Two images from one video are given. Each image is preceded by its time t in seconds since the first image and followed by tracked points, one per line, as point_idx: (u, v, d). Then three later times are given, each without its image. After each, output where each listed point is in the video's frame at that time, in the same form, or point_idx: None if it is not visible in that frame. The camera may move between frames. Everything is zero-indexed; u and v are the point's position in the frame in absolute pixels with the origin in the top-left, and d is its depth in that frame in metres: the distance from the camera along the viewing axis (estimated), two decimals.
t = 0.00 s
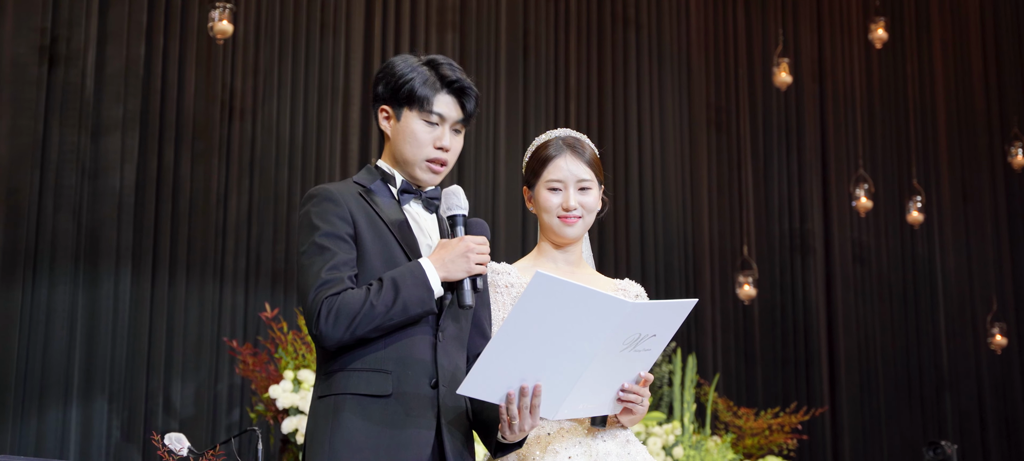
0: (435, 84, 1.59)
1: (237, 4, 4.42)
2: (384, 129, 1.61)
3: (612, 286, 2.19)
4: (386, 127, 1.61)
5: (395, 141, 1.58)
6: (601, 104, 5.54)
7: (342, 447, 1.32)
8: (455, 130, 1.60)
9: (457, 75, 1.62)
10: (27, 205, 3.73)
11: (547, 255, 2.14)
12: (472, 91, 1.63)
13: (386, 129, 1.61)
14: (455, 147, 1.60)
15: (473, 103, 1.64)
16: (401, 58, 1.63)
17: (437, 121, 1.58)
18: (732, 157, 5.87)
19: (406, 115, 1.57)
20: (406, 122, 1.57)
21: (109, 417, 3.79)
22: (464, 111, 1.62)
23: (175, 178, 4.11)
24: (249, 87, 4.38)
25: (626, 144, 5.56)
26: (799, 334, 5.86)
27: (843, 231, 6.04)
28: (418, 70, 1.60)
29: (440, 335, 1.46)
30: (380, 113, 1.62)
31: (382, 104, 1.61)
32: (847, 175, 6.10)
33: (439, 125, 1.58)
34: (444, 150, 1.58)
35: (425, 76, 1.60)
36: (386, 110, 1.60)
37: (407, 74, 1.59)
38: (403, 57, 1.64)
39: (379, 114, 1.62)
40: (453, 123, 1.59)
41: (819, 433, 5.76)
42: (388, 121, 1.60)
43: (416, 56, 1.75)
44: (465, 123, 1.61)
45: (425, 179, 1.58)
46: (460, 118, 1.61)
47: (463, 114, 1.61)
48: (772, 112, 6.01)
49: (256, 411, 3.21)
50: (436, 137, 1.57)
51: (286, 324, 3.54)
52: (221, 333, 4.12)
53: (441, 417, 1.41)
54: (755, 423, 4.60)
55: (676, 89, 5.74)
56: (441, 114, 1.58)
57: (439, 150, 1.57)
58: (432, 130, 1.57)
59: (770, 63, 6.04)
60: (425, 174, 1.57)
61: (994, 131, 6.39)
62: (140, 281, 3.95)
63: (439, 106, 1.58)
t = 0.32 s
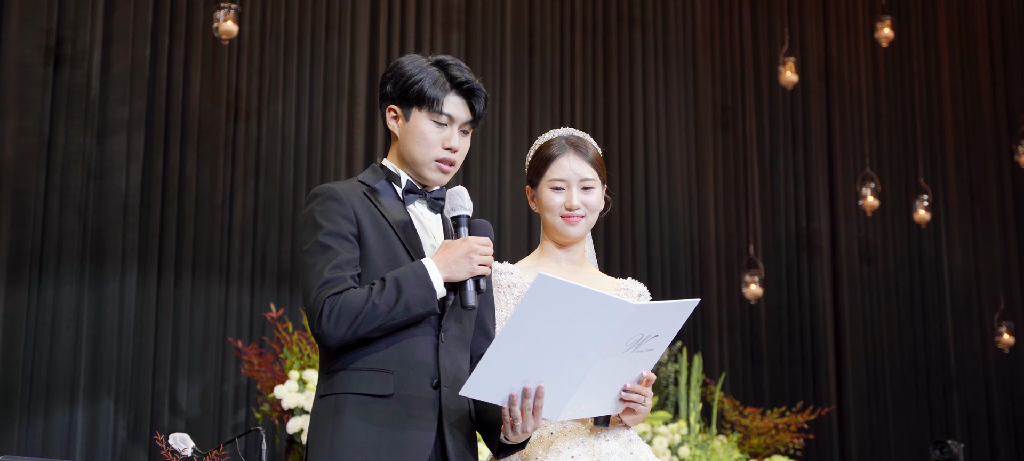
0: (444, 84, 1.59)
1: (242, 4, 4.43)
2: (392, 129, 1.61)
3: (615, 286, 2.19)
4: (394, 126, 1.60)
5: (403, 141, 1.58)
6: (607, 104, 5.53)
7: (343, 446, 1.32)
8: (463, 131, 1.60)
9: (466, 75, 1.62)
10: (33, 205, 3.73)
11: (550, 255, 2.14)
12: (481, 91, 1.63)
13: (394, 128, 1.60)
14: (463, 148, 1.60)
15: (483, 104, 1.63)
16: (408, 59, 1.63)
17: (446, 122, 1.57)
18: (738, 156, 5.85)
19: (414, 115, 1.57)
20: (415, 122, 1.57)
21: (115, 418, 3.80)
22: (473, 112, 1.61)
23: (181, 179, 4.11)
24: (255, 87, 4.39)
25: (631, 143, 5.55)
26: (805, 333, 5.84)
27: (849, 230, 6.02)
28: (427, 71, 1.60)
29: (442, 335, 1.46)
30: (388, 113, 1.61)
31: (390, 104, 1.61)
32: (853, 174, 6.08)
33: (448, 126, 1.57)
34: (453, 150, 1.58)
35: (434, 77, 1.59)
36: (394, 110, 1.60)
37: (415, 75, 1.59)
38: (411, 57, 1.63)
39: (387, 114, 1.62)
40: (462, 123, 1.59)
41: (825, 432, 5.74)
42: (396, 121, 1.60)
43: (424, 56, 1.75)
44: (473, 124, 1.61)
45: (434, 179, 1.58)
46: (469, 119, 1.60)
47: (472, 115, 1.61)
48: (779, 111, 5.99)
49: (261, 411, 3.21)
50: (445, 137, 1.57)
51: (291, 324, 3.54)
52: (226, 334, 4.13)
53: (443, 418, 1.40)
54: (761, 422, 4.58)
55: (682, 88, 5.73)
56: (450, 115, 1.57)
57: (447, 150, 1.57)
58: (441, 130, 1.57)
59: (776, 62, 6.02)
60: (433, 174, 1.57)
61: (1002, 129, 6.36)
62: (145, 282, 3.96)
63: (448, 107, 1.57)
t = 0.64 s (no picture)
0: (443, 83, 1.59)
1: (249, 5, 4.44)
2: (393, 129, 1.61)
3: (618, 285, 2.19)
4: (394, 126, 1.60)
5: (404, 141, 1.58)
6: (614, 103, 5.53)
7: (349, 447, 1.32)
8: (464, 129, 1.60)
9: (465, 73, 1.62)
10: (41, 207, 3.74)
11: (554, 255, 2.14)
12: (480, 89, 1.63)
13: (395, 129, 1.60)
14: (464, 146, 1.60)
15: (483, 101, 1.63)
16: (407, 58, 1.63)
17: (447, 120, 1.57)
18: (746, 156, 5.84)
19: (414, 114, 1.57)
20: (415, 122, 1.57)
21: (122, 418, 3.81)
22: (473, 110, 1.61)
23: (187, 179, 4.12)
24: (262, 88, 4.40)
25: (639, 144, 5.54)
26: (813, 332, 5.82)
27: (857, 229, 6.00)
28: (426, 70, 1.60)
29: (448, 335, 1.46)
30: (389, 114, 1.61)
31: (390, 105, 1.61)
32: (861, 173, 6.06)
33: (448, 125, 1.57)
34: (454, 149, 1.57)
35: (433, 75, 1.59)
36: (395, 110, 1.60)
37: (415, 74, 1.59)
38: (409, 56, 1.63)
39: (387, 114, 1.61)
40: (463, 121, 1.59)
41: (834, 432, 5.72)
42: (396, 121, 1.60)
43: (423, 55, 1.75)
44: (474, 121, 1.61)
45: (436, 177, 1.58)
46: (469, 116, 1.60)
47: (472, 112, 1.61)
48: (786, 110, 5.98)
49: (268, 412, 3.22)
50: (446, 136, 1.57)
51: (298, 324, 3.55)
52: (233, 334, 4.14)
53: (449, 418, 1.40)
54: (768, 422, 4.57)
55: (689, 88, 5.72)
56: (450, 113, 1.57)
57: (449, 149, 1.57)
58: (442, 129, 1.57)
59: (783, 61, 6.01)
60: (435, 173, 1.57)
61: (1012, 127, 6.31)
62: (153, 282, 3.97)
63: (448, 105, 1.57)
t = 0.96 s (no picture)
0: (442, 80, 1.59)
1: (256, 6, 4.45)
2: (394, 128, 1.61)
3: (622, 285, 2.19)
4: (395, 125, 1.60)
5: (404, 140, 1.58)
6: (621, 103, 5.52)
7: (351, 448, 1.32)
8: (464, 126, 1.60)
9: (464, 70, 1.61)
10: (49, 208, 3.76)
11: (557, 255, 2.14)
12: (480, 85, 1.62)
13: (395, 128, 1.60)
14: (465, 143, 1.60)
15: (483, 98, 1.63)
16: (407, 57, 1.62)
17: (447, 117, 1.57)
18: (754, 155, 5.82)
19: (414, 112, 1.57)
20: (415, 120, 1.57)
21: (130, 419, 3.82)
22: (473, 107, 1.61)
23: (195, 180, 4.13)
24: (269, 89, 4.41)
25: (647, 145, 5.54)
26: (822, 332, 5.80)
27: (866, 228, 5.98)
28: (425, 68, 1.59)
29: (450, 335, 1.45)
30: (389, 113, 1.61)
31: (390, 104, 1.61)
32: (870, 172, 6.03)
33: (448, 122, 1.57)
34: (455, 146, 1.57)
35: (431, 73, 1.59)
36: (395, 109, 1.60)
37: (414, 73, 1.59)
38: (409, 55, 1.63)
39: (388, 113, 1.62)
40: (463, 118, 1.59)
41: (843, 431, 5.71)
42: (397, 120, 1.60)
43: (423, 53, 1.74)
44: (474, 118, 1.61)
45: (437, 175, 1.58)
46: (470, 113, 1.60)
47: (472, 110, 1.60)
48: (794, 110, 5.96)
49: (275, 412, 3.22)
50: (446, 133, 1.57)
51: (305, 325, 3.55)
52: (241, 335, 4.15)
53: (451, 419, 1.40)
54: (776, 422, 4.55)
55: (697, 88, 5.71)
56: (450, 111, 1.57)
57: (449, 146, 1.57)
58: (442, 126, 1.57)
59: (791, 60, 5.99)
60: (436, 170, 1.57)
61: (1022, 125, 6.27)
62: (160, 282, 3.98)
63: (447, 103, 1.57)
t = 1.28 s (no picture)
0: (440, 79, 1.58)
1: (263, 7, 4.46)
2: (394, 128, 1.61)
3: (627, 284, 2.18)
4: (395, 126, 1.61)
5: (405, 140, 1.58)
6: (629, 103, 5.51)
7: (355, 448, 1.32)
8: (463, 124, 1.60)
9: (462, 68, 1.61)
10: (57, 209, 3.77)
11: (561, 254, 2.14)
12: (479, 83, 1.62)
13: (396, 128, 1.60)
14: (465, 142, 1.60)
15: (482, 96, 1.62)
16: (405, 57, 1.62)
17: (446, 116, 1.57)
18: (762, 155, 5.81)
19: (414, 112, 1.57)
20: (414, 120, 1.57)
21: (139, 419, 3.83)
22: (472, 105, 1.61)
23: (203, 181, 4.15)
24: (277, 89, 4.41)
25: (655, 145, 5.53)
26: (831, 332, 5.78)
27: (875, 228, 5.95)
28: (423, 67, 1.59)
29: (452, 335, 1.45)
30: (389, 113, 1.61)
31: (390, 104, 1.61)
32: (878, 171, 6.00)
33: (447, 121, 1.57)
34: (455, 144, 1.57)
35: (429, 72, 1.59)
36: (394, 109, 1.60)
37: (412, 72, 1.59)
38: (407, 55, 1.63)
39: (388, 114, 1.62)
40: (462, 117, 1.59)
41: (852, 431, 5.69)
42: (396, 121, 1.60)
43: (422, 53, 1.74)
44: (473, 116, 1.60)
45: (438, 174, 1.58)
46: (469, 112, 1.60)
47: (471, 108, 1.60)
48: (803, 109, 5.94)
49: (282, 412, 3.23)
50: (445, 132, 1.57)
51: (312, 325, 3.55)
52: (249, 335, 4.17)
53: (454, 418, 1.40)
54: (785, 421, 4.54)
55: (705, 88, 5.69)
56: (448, 109, 1.57)
57: (449, 144, 1.57)
58: (441, 125, 1.57)
59: (800, 60, 5.97)
60: (436, 169, 1.57)
61: None
62: (168, 283, 3.99)
63: (445, 101, 1.57)
